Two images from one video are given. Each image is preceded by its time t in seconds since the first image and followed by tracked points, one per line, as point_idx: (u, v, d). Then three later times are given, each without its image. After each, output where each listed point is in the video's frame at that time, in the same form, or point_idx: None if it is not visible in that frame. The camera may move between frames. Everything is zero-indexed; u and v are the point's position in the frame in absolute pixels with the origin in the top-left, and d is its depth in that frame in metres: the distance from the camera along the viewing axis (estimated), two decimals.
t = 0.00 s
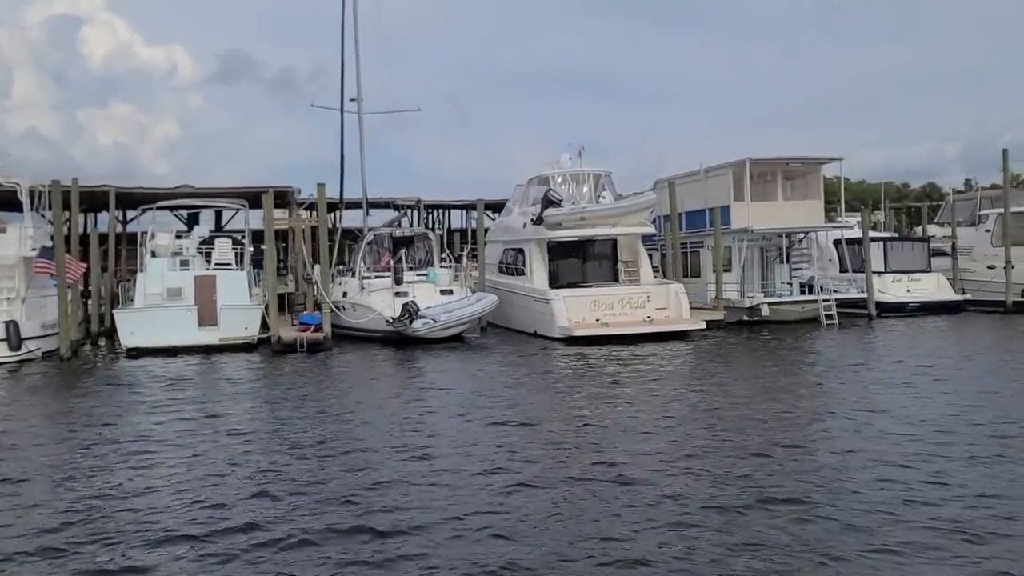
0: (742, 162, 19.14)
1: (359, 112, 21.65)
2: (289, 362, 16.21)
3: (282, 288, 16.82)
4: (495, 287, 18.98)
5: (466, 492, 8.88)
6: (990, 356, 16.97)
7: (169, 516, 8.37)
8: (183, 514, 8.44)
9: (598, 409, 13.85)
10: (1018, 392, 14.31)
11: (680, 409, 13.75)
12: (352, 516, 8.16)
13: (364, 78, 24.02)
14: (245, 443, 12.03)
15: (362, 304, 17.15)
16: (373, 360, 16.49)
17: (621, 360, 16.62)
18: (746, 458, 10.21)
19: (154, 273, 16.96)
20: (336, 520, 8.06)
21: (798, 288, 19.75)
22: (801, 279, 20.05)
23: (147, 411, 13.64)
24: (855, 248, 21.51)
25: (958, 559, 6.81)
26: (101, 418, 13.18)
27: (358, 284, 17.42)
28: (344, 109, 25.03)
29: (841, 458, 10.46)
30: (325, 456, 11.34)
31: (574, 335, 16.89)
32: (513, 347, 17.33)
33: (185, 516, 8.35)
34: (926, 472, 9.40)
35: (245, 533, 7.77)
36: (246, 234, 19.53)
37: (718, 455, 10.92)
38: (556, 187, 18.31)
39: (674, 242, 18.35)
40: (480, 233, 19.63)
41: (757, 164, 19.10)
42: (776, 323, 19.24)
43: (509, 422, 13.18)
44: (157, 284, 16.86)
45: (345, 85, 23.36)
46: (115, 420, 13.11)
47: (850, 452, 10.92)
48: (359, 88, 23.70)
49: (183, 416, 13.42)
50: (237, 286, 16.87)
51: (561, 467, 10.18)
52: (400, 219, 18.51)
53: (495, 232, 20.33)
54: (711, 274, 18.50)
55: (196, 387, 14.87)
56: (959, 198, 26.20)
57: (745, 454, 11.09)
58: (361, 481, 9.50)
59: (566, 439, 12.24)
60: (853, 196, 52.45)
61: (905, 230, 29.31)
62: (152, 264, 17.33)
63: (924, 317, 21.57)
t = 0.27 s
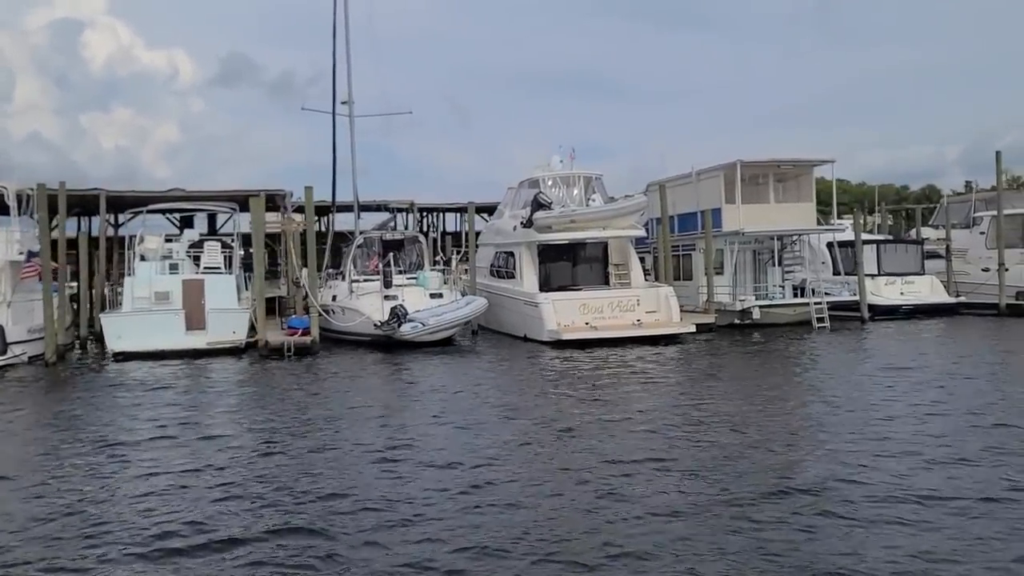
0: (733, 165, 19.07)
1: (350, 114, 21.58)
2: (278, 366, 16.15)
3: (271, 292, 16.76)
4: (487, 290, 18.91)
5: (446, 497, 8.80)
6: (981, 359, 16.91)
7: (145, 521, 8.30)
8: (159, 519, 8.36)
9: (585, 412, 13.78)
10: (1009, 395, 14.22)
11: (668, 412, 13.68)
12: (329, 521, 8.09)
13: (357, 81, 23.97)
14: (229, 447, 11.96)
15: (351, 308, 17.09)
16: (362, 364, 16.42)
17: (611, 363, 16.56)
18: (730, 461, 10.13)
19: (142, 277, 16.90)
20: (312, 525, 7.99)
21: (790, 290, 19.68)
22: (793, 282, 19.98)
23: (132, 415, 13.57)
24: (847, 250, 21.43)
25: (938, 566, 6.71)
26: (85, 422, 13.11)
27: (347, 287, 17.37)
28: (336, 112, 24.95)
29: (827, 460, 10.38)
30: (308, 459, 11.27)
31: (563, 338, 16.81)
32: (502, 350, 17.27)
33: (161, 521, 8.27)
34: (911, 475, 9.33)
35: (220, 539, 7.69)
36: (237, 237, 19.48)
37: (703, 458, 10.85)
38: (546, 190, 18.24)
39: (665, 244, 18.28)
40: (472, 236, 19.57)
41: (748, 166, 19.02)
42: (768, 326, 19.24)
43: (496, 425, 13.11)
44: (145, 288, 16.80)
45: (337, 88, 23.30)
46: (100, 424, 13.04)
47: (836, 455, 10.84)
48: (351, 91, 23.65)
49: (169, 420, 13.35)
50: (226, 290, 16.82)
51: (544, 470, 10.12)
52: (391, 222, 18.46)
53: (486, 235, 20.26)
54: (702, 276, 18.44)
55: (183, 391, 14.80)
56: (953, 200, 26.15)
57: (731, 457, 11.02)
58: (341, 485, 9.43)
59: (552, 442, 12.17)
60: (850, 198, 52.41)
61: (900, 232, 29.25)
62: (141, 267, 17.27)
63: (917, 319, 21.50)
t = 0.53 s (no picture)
0: (726, 170, 19.01)
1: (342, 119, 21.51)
2: (266, 372, 16.06)
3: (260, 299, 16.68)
4: (479, 297, 18.82)
5: (426, 503, 8.72)
6: (973, 365, 16.82)
7: (120, 527, 8.22)
8: (136, 525, 8.28)
9: (573, 418, 13.69)
10: (1002, 401, 14.14)
11: (657, 418, 13.59)
12: (306, 527, 8.00)
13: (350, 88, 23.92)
14: (213, 453, 11.88)
15: (341, 314, 17.01)
16: (351, 370, 16.33)
17: (602, 369, 16.46)
18: (716, 467, 10.05)
19: (131, 283, 16.82)
20: (288, 531, 7.90)
21: (783, 296, 19.60)
22: (786, 288, 19.90)
23: (117, 421, 13.49)
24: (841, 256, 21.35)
25: (924, 572, 6.62)
26: (69, 428, 13.04)
27: (338, 293, 17.30)
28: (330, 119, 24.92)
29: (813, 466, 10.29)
30: (292, 465, 11.19)
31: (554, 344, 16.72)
32: (493, 356, 17.19)
33: (137, 527, 8.19)
34: (896, 481, 9.23)
35: (195, 545, 7.61)
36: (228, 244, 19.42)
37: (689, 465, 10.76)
38: (538, 197, 18.18)
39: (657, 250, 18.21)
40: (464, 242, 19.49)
41: (740, 172, 18.95)
42: (760, 332, 19.19)
43: (483, 432, 13.02)
44: (133, 295, 16.71)
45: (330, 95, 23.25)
46: (84, 430, 12.96)
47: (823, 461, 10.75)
48: (344, 97, 23.60)
49: (154, 426, 13.26)
50: (215, 297, 16.74)
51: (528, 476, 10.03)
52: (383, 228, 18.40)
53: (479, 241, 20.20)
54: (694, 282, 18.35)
55: (170, 397, 14.72)
56: (949, 206, 26.06)
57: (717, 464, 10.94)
58: (322, 491, 9.35)
59: (538, 449, 12.08)
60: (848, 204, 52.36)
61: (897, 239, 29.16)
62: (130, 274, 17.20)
63: (911, 325, 21.40)
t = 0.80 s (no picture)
0: (718, 174, 18.92)
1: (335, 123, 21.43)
2: (255, 378, 15.98)
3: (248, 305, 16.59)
4: (471, 302, 18.73)
5: (405, 508, 8.62)
6: (966, 369, 16.71)
7: (95, 531, 8.14)
8: (111, 530, 8.20)
9: (562, 423, 13.60)
10: (994, 405, 14.02)
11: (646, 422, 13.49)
12: (282, 532, 7.91)
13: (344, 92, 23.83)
14: (197, 458, 11.79)
15: (331, 319, 16.91)
16: (340, 376, 16.24)
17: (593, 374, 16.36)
18: (701, 472, 9.95)
19: (120, 290, 16.75)
20: (264, 536, 7.81)
21: (777, 300, 19.51)
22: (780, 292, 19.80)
23: (102, 426, 13.41)
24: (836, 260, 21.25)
25: None
26: (54, 433, 12.96)
27: (328, 298, 17.20)
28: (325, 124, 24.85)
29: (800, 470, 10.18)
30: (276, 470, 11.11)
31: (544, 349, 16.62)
32: (484, 361, 17.10)
33: (112, 532, 8.11)
34: (881, 486, 9.13)
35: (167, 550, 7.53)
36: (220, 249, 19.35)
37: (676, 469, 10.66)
38: (529, 201, 18.10)
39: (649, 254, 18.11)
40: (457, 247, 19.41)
41: (732, 176, 18.85)
42: (753, 336, 19.09)
43: (470, 436, 12.92)
44: (122, 301, 16.64)
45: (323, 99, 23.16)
46: (69, 436, 12.87)
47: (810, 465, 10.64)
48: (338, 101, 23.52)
49: (139, 431, 13.18)
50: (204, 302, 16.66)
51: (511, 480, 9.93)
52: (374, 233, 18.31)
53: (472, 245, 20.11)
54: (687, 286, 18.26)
55: (157, 403, 14.64)
56: (946, 210, 25.95)
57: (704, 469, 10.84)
58: (302, 496, 9.26)
59: (525, 454, 11.98)
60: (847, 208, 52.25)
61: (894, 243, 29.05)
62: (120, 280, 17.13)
63: (906, 329, 21.28)
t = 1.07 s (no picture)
0: (713, 178, 18.83)
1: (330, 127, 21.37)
2: (247, 382, 15.90)
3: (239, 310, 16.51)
4: (465, 306, 18.63)
5: (389, 512, 8.52)
6: (962, 373, 16.59)
7: (76, 536, 8.05)
8: (92, 534, 8.11)
9: (553, 427, 13.50)
10: (989, 409, 13.90)
11: (638, 427, 13.39)
12: (263, 536, 7.82)
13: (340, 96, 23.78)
14: (185, 462, 11.71)
15: (324, 324, 16.82)
16: (332, 381, 16.15)
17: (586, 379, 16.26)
18: (691, 476, 9.84)
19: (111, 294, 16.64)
20: (245, 540, 7.73)
21: (773, 305, 19.40)
22: (776, 296, 19.68)
23: (92, 431, 13.34)
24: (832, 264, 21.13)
25: None
26: (43, 438, 12.89)
27: (321, 303, 17.11)
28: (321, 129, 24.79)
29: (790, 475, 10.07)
30: (264, 474, 11.02)
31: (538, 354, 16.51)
32: (477, 366, 17.00)
33: (93, 536, 8.02)
34: (871, 490, 9.02)
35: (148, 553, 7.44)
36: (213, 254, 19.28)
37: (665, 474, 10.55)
38: (523, 205, 18.02)
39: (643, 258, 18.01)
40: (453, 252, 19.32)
41: (727, 179, 18.76)
42: (749, 341, 18.98)
43: (461, 441, 12.83)
44: (112, 305, 16.53)
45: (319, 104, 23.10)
46: (58, 440, 12.81)
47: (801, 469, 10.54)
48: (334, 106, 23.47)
49: (129, 435, 13.10)
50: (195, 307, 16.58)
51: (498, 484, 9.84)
52: (367, 238, 18.23)
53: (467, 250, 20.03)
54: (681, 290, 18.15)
55: (147, 407, 14.57)
56: (944, 214, 25.83)
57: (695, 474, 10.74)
58: (287, 500, 9.17)
59: (515, 458, 11.88)
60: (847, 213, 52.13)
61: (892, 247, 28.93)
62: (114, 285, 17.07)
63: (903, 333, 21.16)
